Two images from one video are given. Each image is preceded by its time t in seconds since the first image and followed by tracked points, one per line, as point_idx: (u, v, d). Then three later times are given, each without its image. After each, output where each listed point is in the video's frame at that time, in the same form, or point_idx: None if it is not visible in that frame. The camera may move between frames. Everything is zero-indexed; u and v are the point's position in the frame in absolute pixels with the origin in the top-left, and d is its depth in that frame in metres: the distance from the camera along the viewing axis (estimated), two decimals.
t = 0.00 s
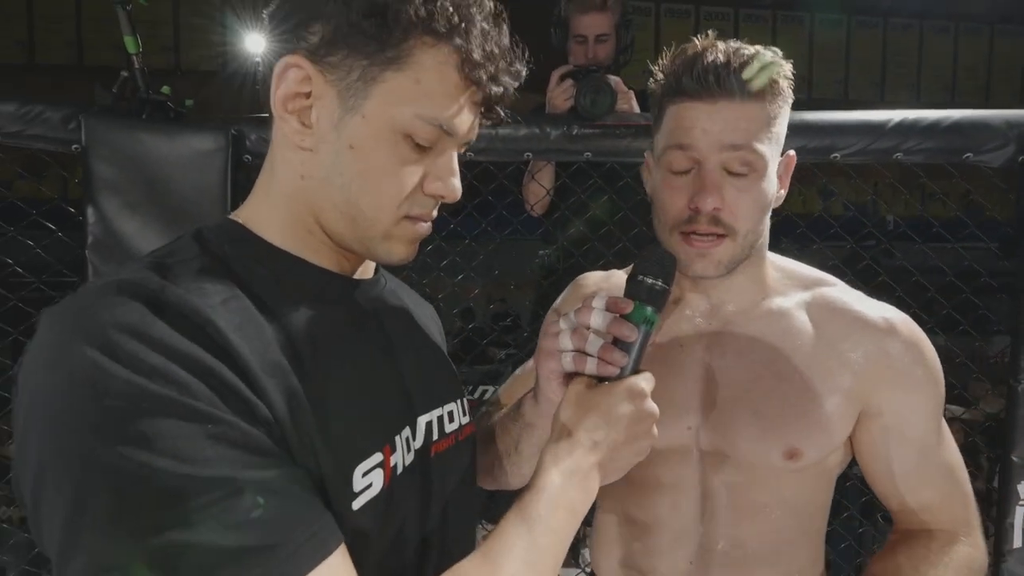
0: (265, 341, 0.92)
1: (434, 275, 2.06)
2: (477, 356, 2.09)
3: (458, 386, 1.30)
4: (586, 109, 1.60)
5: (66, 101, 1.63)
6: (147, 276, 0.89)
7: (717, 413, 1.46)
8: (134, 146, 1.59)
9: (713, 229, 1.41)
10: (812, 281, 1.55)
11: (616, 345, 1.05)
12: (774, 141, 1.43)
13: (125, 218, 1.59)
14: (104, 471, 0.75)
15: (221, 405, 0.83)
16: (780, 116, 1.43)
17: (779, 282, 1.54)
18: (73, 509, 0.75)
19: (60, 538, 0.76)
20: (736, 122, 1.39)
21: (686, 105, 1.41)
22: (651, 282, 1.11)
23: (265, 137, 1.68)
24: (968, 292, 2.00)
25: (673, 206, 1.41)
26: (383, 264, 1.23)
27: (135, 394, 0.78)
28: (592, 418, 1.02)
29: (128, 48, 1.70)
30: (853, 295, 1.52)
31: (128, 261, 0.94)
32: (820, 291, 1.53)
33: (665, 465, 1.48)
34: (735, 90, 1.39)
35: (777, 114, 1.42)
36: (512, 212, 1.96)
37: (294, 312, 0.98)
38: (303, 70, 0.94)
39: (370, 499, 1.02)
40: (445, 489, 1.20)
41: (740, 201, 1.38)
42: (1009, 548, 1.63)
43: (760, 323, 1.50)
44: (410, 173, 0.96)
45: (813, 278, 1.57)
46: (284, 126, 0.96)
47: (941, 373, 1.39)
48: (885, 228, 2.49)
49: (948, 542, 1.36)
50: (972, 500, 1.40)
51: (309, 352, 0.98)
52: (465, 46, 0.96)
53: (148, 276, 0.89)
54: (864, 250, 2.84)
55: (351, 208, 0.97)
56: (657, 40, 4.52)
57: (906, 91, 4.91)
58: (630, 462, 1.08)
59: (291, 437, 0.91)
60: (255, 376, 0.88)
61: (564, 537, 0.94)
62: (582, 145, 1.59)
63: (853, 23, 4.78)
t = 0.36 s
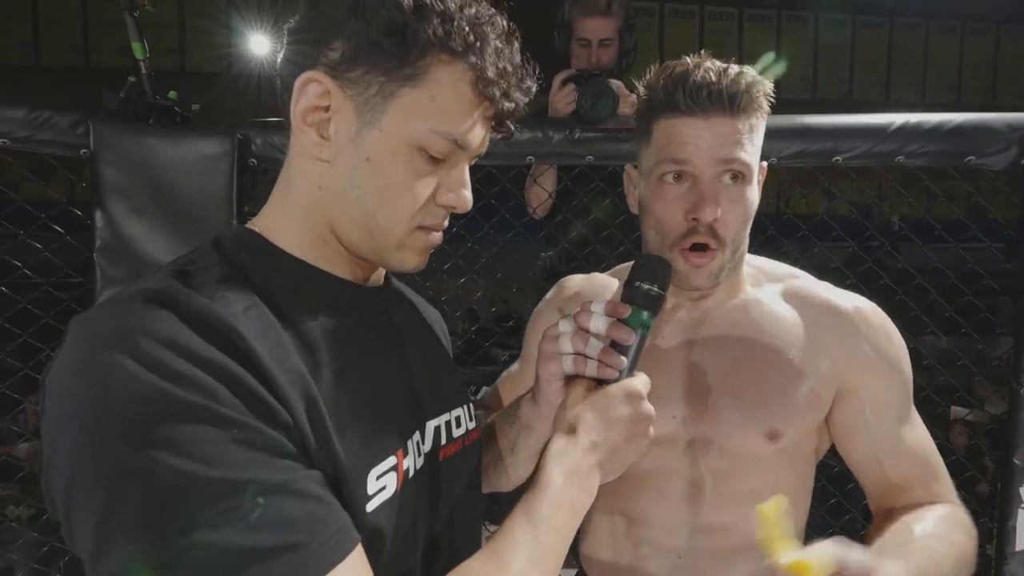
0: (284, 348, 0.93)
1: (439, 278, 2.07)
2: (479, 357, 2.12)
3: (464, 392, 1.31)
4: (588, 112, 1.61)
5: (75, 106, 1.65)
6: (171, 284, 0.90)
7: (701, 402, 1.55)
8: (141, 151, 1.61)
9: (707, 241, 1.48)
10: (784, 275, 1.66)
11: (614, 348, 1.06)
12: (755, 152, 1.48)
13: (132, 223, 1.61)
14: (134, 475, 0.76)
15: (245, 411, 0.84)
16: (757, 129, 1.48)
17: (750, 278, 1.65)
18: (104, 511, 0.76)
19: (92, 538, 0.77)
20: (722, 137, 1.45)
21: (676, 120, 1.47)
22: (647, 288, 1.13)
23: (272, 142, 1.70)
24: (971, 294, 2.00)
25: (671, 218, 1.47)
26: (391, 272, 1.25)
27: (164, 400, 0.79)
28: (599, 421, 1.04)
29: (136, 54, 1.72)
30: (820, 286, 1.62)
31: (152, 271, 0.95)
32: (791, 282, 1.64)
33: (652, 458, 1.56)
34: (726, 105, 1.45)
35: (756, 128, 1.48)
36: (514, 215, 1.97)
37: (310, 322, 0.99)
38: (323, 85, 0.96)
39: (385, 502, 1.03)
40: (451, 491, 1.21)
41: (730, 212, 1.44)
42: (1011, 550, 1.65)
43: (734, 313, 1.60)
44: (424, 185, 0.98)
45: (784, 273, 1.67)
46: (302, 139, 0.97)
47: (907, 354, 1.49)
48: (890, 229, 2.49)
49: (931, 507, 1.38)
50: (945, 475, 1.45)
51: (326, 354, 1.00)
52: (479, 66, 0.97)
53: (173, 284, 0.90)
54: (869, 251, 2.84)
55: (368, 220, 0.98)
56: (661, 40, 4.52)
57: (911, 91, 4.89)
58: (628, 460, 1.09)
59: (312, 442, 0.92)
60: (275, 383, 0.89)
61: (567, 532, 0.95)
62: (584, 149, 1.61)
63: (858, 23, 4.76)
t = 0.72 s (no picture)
0: (284, 352, 0.95)
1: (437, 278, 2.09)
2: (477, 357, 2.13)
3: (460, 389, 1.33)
4: (584, 114, 1.64)
5: (75, 109, 1.67)
6: (175, 287, 0.92)
7: (686, 399, 1.57)
8: (142, 153, 1.62)
9: (681, 245, 1.49)
10: (766, 274, 1.67)
11: (605, 349, 1.09)
12: (724, 159, 1.49)
13: (132, 224, 1.62)
14: (140, 474, 0.78)
15: (248, 412, 0.86)
16: (725, 135, 1.50)
17: (736, 278, 1.65)
18: (110, 509, 0.78)
19: (97, 536, 0.78)
20: (689, 144, 1.46)
21: (642, 130, 1.48)
22: (637, 289, 1.16)
23: (271, 143, 1.72)
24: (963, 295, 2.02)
25: (641, 226, 1.48)
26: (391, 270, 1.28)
27: (170, 401, 0.81)
28: (591, 420, 1.06)
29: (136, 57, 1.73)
30: (803, 284, 1.62)
31: (155, 275, 0.97)
32: (774, 281, 1.64)
33: (643, 455, 1.58)
34: (708, 112, 1.48)
35: (723, 134, 1.49)
36: (511, 215, 1.98)
37: (307, 323, 1.01)
38: (319, 90, 0.97)
39: (382, 500, 1.04)
40: (448, 487, 1.22)
41: (701, 218, 1.46)
42: (1003, 546, 1.66)
43: (720, 313, 1.61)
44: (420, 187, 0.99)
45: (767, 271, 1.68)
46: (299, 144, 0.99)
47: (889, 351, 1.49)
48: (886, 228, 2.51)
49: (921, 500, 1.41)
50: (933, 459, 1.47)
51: (322, 351, 1.01)
52: (473, 71, 0.99)
53: (177, 287, 0.92)
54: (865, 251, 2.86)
55: (365, 222, 1.00)
56: (660, 40, 4.55)
57: (911, 91, 4.91)
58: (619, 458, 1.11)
59: (312, 441, 0.93)
60: (276, 385, 0.91)
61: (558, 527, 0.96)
62: (579, 150, 1.63)
63: (857, 23, 4.78)
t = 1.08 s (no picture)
0: (282, 349, 0.98)
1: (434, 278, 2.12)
2: (474, 356, 2.16)
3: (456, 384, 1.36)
4: (581, 116, 1.66)
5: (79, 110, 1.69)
6: (178, 285, 0.94)
7: (681, 400, 1.58)
8: (145, 154, 1.65)
9: (674, 244, 1.51)
10: (766, 276, 1.69)
11: (596, 346, 1.12)
12: (723, 162, 1.52)
13: (135, 224, 1.65)
14: (145, 465, 0.81)
15: (247, 407, 0.88)
16: (727, 140, 1.52)
17: (738, 279, 1.67)
18: (117, 498, 0.81)
19: (104, 522, 0.82)
20: (687, 147, 1.48)
21: (639, 133, 1.51)
22: (628, 288, 1.20)
23: (271, 144, 1.75)
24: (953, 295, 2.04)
25: (633, 225, 1.51)
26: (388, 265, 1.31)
27: (172, 396, 0.84)
28: (581, 415, 1.10)
29: (139, 58, 1.76)
30: (801, 286, 1.66)
31: (158, 274, 0.99)
32: (774, 284, 1.67)
33: (638, 452, 1.60)
34: (706, 114, 1.50)
35: (724, 139, 1.52)
36: (508, 215, 2.01)
37: (302, 321, 1.03)
38: (312, 94, 0.99)
39: (375, 491, 1.07)
40: (442, 481, 1.25)
41: (695, 218, 1.48)
42: (991, 542, 1.68)
43: (719, 316, 1.62)
44: (412, 185, 1.01)
45: (767, 274, 1.70)
46: (294, 146, 1.01)
47: (886, 355, 1.53)
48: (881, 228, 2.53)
49: (904, 506, 1.49)
50: (923, 466, 1.53)
51: (319, 347, 1.04)
52: (460, 70, 1.01)
53: (179, 285, 0.94)
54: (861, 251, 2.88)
55: (360, 220, 1.02)
56: (660, 40, 4.57)
57: (910, 91, 4.93)
58: (607, 453, 1.14)
59: (306, 433, 0.96)
60: (274, 379, 0.94)
61: (546, 519, 0.99)
62: (575, 151, 1.66)
63: (855, 23, 4.80)
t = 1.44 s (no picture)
0: (291, 333, 1.01)
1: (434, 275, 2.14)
2: (473, 351, 2.18)
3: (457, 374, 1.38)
4: (580, 115, 1.67)
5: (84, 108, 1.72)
6: (193, 273, 0.98)
7: (684, 393, 1.61)
8: (148, 151, 1.67)
9: (672, 236, 1.53)
10: (773, 271, 1.71)
11: (591, 335, 1.15)
12: (722, 154, 1.54)
13: (139, 220, 1.67)
14: (164, 442, 0.84)
15: (259, 388, 0.91)
16: (725, 131, 1.54)
17: (744, 274, 1.70)
18: (135, 474, 0.84)
19: (123, 499, 0.85)
20: (686, 139, 1.51)
21: (638, 127, 1.53)
22: (624, 280, 1.20)
23: (273, 142, 1.76)
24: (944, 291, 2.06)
25: (635, 217, 1.54)
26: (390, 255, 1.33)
27: (188, 376, 0.87)
28: (577, 402, 1.12)
29: (144, 58, 1.78)
30: (811, 283, 1.67)
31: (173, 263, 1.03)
32: (783, 279, 1.68)
33: (641, 445, 1.63)
34: (703, 106, 1.52)
35: (723, 130, 1.54)
36: (508, 213, 2.03)
37: (308, 305, 1.06)
38: (308, 85, 1.03)
39: (379, 474, 1.09)
40: (442, 467, 1.28)
41: (693, 208, 1.50)
42: (984, 534, 1.70)
43: (725, 310, 1.65)
44: (411, 166, 1.04)
45: (776, 269, 1.72)
46: (295, 137, 1.04)
47: (895, 350, 1.54)
48: (879, 225, 2.55)
49: (919, 503, 1.48)
50: (934, 464, 1.53)
51: (325, 334, 1.06)
52: (446, 46, 1.03)
53: (194, 273, 0.98)
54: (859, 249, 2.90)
55: (362, 205, 1.04)
56: (659, 41, 4.60)
57: (910, 91, 4.95)
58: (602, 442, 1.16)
59: (314, 414, 0.99)
60: (284, 362, 0.97)
61: (542, 503, 1.01)
62: (574, 149, 1.69)
63: (854, 24, 4.83)
